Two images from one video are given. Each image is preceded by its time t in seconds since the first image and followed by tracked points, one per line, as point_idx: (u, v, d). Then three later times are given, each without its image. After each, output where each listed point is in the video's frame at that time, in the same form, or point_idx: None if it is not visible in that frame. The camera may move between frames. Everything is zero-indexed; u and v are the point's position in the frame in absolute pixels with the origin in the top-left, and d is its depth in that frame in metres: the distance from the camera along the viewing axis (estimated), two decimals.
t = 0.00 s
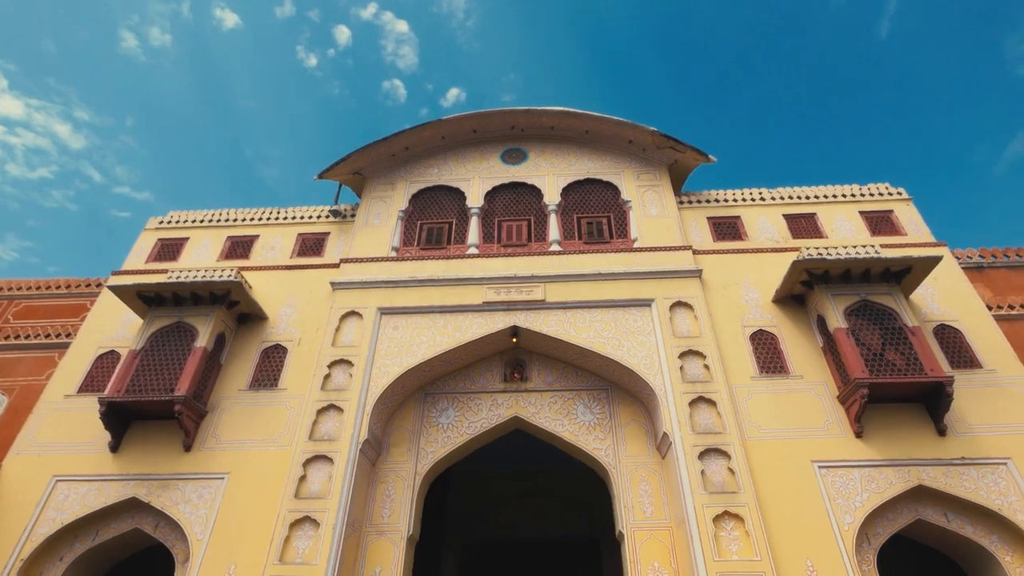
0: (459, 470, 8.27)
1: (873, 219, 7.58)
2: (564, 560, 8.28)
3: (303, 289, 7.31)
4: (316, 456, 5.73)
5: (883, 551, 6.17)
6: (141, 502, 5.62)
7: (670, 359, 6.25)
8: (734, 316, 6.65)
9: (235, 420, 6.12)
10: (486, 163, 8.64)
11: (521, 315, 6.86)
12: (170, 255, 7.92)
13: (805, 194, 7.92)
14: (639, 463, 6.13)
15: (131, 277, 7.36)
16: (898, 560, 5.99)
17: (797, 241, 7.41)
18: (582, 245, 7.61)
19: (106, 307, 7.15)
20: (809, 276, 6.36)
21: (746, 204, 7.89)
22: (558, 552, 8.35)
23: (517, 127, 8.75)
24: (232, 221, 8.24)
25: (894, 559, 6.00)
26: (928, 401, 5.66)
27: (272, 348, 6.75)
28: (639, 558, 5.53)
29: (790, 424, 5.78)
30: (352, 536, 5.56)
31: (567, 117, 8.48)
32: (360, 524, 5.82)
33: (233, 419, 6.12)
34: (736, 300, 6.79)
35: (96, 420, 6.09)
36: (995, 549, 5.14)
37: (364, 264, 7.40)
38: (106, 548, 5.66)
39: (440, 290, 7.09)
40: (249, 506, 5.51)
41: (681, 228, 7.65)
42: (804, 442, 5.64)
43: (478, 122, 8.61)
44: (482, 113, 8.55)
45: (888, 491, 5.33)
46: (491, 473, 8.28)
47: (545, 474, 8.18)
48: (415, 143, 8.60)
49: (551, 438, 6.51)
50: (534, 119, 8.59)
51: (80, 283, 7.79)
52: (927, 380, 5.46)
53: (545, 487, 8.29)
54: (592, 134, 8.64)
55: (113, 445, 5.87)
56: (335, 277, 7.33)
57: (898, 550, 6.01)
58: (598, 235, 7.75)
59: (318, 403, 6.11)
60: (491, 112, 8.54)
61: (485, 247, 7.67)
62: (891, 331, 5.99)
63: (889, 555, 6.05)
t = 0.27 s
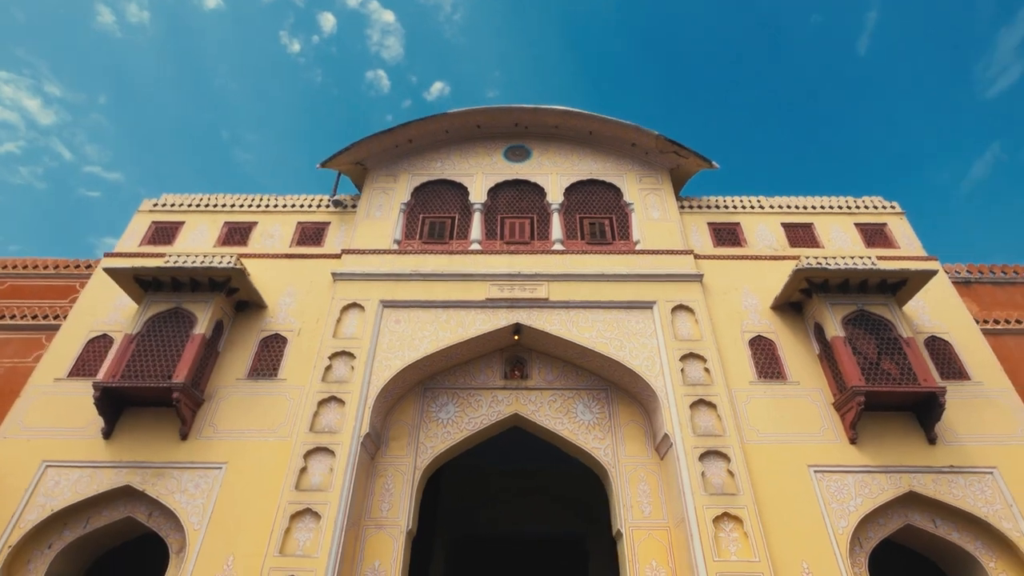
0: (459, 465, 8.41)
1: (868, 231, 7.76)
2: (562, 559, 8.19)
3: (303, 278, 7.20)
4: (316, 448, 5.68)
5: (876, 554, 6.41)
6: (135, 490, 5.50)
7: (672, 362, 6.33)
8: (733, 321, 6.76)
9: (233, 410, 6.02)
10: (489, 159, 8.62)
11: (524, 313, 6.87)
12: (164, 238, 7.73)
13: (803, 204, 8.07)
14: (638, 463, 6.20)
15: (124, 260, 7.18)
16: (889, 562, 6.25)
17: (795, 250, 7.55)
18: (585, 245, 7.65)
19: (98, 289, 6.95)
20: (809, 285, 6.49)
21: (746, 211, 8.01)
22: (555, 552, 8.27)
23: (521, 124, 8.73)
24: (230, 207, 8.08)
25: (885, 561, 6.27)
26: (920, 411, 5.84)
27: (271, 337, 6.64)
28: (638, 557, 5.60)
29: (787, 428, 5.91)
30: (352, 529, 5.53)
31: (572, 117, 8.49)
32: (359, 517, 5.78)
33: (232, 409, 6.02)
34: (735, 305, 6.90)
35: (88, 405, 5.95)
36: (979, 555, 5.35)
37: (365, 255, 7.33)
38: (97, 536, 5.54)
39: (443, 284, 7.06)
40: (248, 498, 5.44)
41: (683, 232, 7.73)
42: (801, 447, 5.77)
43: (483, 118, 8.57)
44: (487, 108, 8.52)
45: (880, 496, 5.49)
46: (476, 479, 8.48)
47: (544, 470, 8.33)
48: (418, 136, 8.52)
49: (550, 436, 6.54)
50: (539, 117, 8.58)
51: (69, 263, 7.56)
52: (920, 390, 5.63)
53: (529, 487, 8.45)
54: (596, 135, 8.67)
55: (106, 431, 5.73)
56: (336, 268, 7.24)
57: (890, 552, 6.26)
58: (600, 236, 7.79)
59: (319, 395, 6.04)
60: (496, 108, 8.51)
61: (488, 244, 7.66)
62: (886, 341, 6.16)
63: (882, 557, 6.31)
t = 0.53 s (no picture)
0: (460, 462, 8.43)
1: (863, 242, 7.97)
2: (560, 557, 8.22)
3: (305, 268, 7.10)
4: (320, 440, 5.62)
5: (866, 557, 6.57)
6: (132, 479, 5.38)
7: (675, 363, 6.42)
8: (734, 325, 6.88)
9: (234, 399, 5.92)
10: (494, 155, 8.60)
11: (529, 310, 6.89)
12: (161, 222, 7.55)
13: (801, 212, 8.24)
14: (639, 463, 6.29)
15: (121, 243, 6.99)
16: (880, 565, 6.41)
17: (794, 257, 7.72)
18: (589, 245, 7.69)
19: (92, 271, 6.76)
20: (809, 292, 6.64)
21: (746, 217, 8.14)
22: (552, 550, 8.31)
23: (526, 121, 8.72)
24: (230, 192, 7.92)
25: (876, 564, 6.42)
26: (913, 418, 6.03)
27: (273, 326, 6.54)
28: (638, 555, 5.68)
29: (785, 432, 6.04)
30: (355, 523, 5.49)
31: (578, 116, 8.52)
32: (362, 511, 5.74)
33: (232, 398, 5.92)
34: (736, 309, 7.02)
35: (83, 391, 5.79)
36: (965, 557, 5.56)
37: (370, 247, 7.26)
38: (91, 524, 5.41)
39: (448, 279, 7.04)
40: (251, 489, 5.37)
41: (686, 236, 7.83)
42: (799, 450, 5.91)
43: (490, 113, 8.55)
44: (494, 104, 8.49)
45: (874, 499, 5.66)
46: (473, 480, 8.48)
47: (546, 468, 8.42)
48: (424, 128, 8.46)
49: (551, 434, 6.58)
50: (545, 115, 8.59)
51: (61, 244, 7.33)
52: (915, 398, 5.81)
53: (526, 486, 8.50)
54: (600, 135, 8.71)
55: (103, 418, 5.58)
56: (340, 259, 7.16)
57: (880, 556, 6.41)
58: (604, 236, 7.85)
59: (323, 387, 5.98)
60: (503, 104, 8.49)
61: (493, 240, 7.65)
62: (882, 350, 6.34)
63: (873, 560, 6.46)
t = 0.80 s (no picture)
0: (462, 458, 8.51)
1: (859, 250, 8.16)
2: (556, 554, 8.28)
3: (310, 258, 7.02)
4: (327, 433, 5.59)
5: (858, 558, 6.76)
6: (133, 468, 5.28)
7: (678, 364, 6.52)
8: (736, 328, 7.00)
9: (238, 389, 5.84)
10: (500, 151, 8.58)
11: (535, 308, 6.92)
12: (161, 206, 7.39)
13: (800, 219, 8.41)
14: (641, 461, 6.38)
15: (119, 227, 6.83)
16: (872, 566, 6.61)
17: (793, 263, 7.88)
18: (594, 245, 7.74)
19: (89, 254, 6.59)
20: (809, 298, 6.78)
21: (747, 222, 8.28)
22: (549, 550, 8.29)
23: (532, 118, 8.72)
24: (231, 178, 7.78)
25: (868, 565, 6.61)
26: (906, 424, 6.22)
27: (277, 317, 6.46)
28: (639, 552, 5.77)
29: (785, 435, 6.18)
30: (361, 516, 5.47)
31: (585, 115, 8.54)
32: (366, 504, 5.73)
33: (236, 388, 5.84)
34: (737, 313, 7.15)
35: (82, 377, 5.66)
36: (952, 558, 5.77)
37: (376, 239, 7.20)
38: (89, 514, 5.30)
39: (454, 274, 7.03)
40: (257, 480, 5.32)
41: (689, 239, 7.93)
42: (798, 452, 6.06)
43: (497, 109, 8.53)
44: (502, 99, 8.46)
45: (868, 501, 5.84)
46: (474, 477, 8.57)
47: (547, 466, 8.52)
48: (431, 121, 8.40)
49: (554, 431, 6.63)
50: (552, 112, 8.59)
51: (55, 225, 7.13)
52: (910, 404, 5.99)
53: (528, 485, 8.59)
54: (606, 135, 8.75)
55: (103, 405, 5.46)
56: (345, 250, 7.10)
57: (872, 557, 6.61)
58: (609, 236, 7.91)
59: (330, 379, 5.93)
60: (511, 99, 8.47)
61: (499, 236, 7.65)
62: (879, 357, 6.51)
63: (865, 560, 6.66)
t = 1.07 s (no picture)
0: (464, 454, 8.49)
1: (855, 258, 8.36)
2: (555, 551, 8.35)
3: (316, 249, 6.95)
4: (335, 426, 5.56)
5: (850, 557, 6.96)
6: (137, 458, 5.20)
7: (682, 365, 6.62)
8: (737, 331, 7.13)
9: (244, 381, 5.77)
10: (506, 147, 8.57)
11: (542, 306, 6.96)
12: (162, 191, 7.24)
13: (799, 225, 8.57)
14: (643, 460, 6.48)
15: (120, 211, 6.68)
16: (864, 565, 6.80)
17: (792, 268, 8.04)
18: (600, 244, 7.80)
19: (89, 238, 6.43)
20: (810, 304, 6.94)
21: (748, 227, 8.41)
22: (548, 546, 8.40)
23: (539, 116, 8.73)
24: (235, 165, 7.65)
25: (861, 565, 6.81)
26: (900, 428, 6.41)
27: (283, 308, 6.39)
28: (642, 549, 5.87)
29: (784, 436, 6.33)
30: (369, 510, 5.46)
31: (592, 115, 8.57)
32: (373, 498, 5.72)
33: (242, 380, 5.78)
34: (739, 316, 7.28)
35: (84, 365, 5.53)
36: (941, 559, 5.99)
37: (383, 232, 7.16)
38: (90, 503, 5.20)
39: (461, 269, 7.02)
40: (265, 472, 5.27)
41: (692, 241, 8.03)
42: (797, 454, 6.21)
43: (505, 105, 8.51)
44: (510, 95, 8.45)
45: (863, 503, 6.01)
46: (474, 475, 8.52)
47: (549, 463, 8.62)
48: (438, 115, 8.36)
49: (558, 428, 6.69)
50: (559, 111, 8.61)
51: (52, 207, 6.94)
52: (905, 410, 6.17)
53: (528, 485, 8.56)
54: (612, 136, 8.80)
55: (105, 393, 5.35)
56: (352, 242, 7.04)
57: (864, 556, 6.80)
58: (614, 237, 7.97)
59: (338, 372, 5.90)
60: (519, 96, 8.46)
61: (505, 233, 7.66)
62: (875, 363, 6.69)
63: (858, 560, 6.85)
